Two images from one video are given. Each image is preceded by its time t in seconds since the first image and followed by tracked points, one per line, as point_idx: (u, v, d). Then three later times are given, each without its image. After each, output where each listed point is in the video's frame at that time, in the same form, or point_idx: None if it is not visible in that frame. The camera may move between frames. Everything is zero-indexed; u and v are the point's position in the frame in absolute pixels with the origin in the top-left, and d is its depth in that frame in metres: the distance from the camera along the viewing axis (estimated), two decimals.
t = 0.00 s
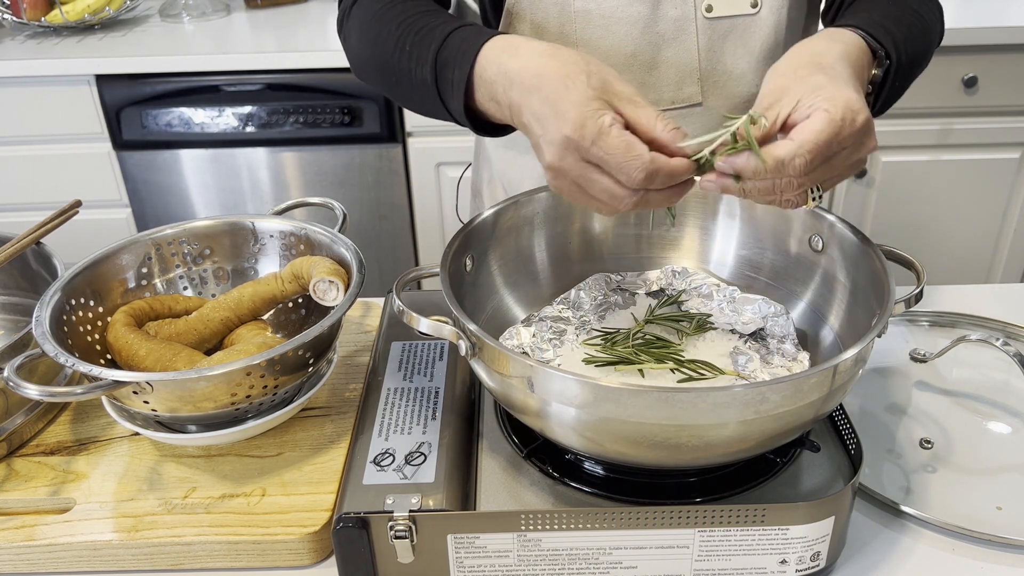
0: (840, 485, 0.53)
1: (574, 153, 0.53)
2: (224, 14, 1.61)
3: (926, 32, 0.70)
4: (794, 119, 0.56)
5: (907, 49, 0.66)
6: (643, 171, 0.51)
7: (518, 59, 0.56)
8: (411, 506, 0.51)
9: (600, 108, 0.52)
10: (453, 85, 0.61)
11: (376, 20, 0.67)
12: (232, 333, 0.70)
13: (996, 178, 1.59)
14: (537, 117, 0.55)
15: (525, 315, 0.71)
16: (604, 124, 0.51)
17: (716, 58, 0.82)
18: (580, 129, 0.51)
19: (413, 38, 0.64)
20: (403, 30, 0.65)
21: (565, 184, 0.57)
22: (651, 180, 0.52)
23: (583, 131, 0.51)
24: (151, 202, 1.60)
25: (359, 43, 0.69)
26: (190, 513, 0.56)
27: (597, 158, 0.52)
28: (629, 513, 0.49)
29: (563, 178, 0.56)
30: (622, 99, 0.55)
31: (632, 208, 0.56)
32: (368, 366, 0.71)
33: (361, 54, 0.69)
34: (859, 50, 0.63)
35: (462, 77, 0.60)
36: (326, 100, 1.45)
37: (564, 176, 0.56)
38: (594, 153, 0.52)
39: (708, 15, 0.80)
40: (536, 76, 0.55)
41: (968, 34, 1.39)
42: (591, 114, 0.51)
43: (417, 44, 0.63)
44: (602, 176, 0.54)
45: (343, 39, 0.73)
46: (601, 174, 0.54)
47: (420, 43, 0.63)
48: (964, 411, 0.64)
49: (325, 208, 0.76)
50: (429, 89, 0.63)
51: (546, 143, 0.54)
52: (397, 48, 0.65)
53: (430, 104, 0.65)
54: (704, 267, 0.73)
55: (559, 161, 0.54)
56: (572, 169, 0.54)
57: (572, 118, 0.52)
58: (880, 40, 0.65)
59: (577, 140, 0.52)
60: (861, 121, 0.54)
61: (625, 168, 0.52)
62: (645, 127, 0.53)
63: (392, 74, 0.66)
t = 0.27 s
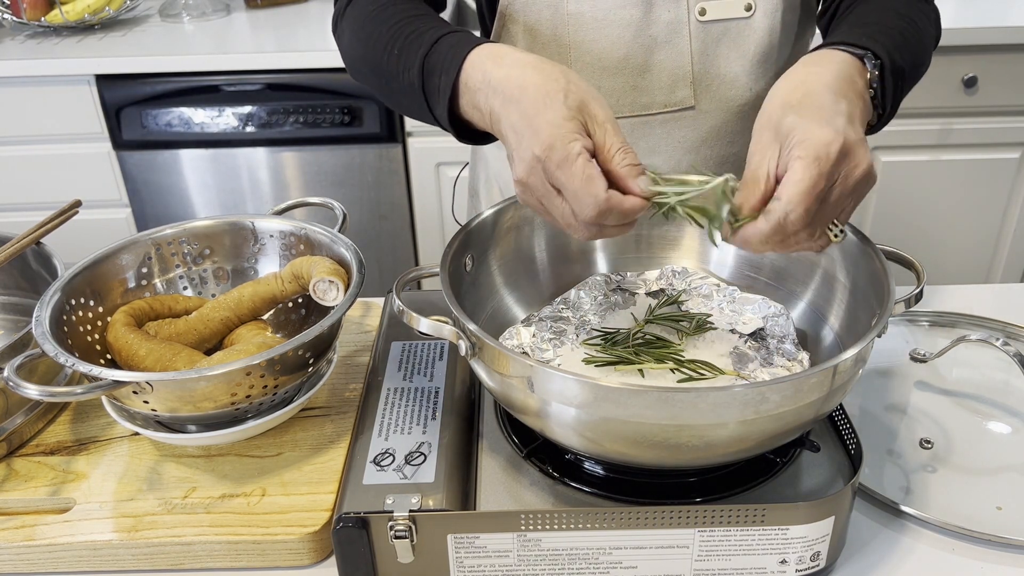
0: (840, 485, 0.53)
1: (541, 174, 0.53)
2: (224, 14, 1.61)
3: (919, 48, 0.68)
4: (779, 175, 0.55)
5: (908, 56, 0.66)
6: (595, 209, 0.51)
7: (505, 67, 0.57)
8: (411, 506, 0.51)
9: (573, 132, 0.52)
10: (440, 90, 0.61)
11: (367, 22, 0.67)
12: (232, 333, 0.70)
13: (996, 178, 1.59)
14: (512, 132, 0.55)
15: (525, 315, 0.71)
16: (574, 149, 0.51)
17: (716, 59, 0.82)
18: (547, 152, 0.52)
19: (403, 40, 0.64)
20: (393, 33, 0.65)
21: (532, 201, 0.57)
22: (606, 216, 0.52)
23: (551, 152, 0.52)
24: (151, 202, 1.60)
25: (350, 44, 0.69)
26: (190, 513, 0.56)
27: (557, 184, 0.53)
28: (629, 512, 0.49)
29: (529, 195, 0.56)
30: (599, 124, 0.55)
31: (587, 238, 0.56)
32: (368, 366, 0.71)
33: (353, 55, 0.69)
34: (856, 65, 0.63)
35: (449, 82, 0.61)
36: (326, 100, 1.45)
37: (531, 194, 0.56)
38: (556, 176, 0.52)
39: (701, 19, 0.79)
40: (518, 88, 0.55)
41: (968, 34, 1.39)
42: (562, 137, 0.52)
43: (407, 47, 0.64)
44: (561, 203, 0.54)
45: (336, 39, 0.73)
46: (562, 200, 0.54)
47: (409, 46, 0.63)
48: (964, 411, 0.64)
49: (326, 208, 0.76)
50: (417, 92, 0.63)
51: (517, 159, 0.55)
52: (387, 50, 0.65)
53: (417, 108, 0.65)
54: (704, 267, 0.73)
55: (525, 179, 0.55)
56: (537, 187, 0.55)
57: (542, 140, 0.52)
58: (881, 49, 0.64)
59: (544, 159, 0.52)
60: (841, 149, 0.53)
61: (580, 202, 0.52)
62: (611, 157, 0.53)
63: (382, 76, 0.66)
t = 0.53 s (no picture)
0: (840, 485, 0.53)
1: (488, 132, 0.53)
2: (224, 14, 1.61)
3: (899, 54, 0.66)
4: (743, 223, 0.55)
5: (891, 61, 0.64)
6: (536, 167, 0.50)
7: (485, 36, 0.58)
8: (411, 506, 0.51)
9: (529, 93, 0.53)
10: (420, 73, 0.61)
11: (359, 14, 0.68)
12: (232, 333, 0.70)
13: (996, 178, 1.59)
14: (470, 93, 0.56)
15: (525, 315, 0.71)
16: (524, 109, 0.52)
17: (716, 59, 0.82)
18: (498, 106, 0.52)
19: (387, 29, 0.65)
20: (380, 23, 0.66)
21: (482, 164, 0.56)
22: (544, 181, 0.51)
23: (502, 106, 0.52)
24: (151, 201, 1.60)
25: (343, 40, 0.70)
26: (190, 513, 0.56)
27: (503, 142, 0.52)
28: (629, 513, 0.49)
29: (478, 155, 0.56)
30: (559, 98, 0.55)
31: (526, 206, 0.54)
32: (368, 366, 0.71)
33: (345, 50, 0.70)
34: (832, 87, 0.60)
35: (429, 64, 0.60)
36: (326, 100, 1.45)
37: (479, 153, 0.56)
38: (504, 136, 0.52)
39: (701, 19, 0.79)
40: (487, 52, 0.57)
41: (968, 35, 1.39)
42: (513, 95, 0.53)
43: (393, 34, 0.64)
44: (503, 164, 0.53)
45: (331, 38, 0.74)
46: (505, 162, 0.53)
47: (394, 33, 0.64)
48: (964, 411, 0.63)
49: (325, 208, 0.76)
50: (401, 78, 0.64)
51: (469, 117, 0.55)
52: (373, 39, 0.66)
53: (401, 94, 0.65)
54: (703, 267, 0.72)
55: (474, 135, 0.54)
56: (486, 147, 0.54)
57: (496, 93, 0.53)
58: (857, 58, 0.62)
59: (494, 114, 0.53)
60: (794, 187, 0.50)
61: (521, 159, 0.51)
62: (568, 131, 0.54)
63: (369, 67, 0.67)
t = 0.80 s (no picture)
0: (840, 485, 0.53)
1: (505, 149, 0.52)
2: (224, 14, 1.61)
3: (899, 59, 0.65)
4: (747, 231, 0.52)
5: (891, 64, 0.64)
6: (559, 187, 0.50)
7: (484, 48, 0.56)
8: (411, 506, 0.51)
9: (545, 111, 0.52)
10: (419, 74, 0.61)
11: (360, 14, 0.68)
12: (232, 333, 0.70)
13: (996, 178, 1.59)
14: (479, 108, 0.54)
15: (525, 315, 0.71)
16: (543, 127, 0.51)
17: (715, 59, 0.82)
18: (517, 125, 0.51)
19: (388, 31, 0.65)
20: (381, 23, 0.66)
21: (495, 181, 0.55)
22: (569, 201, 0.51)
23: (520, 126, 0.51)
24: (151, 201, 1.60)
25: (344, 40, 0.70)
26: (190, 513, 0.56)
27: (524, 161, 0.52)
28: (629, 512, 0.49)
29: (491, 172, 0.54)
30: (569, 111, 0.54)
31: (543, 224, 0.54)
32: (368, 366, 0.71)
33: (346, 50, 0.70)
34: (834, 89, 0.60)
35: (428, 66, 0.60)
36: (326, 100, 1.45)
37: (492, 171, 0.54)
38: (524, 153, 0.51)
39: (699, 19, 0.79)
40: (492, 67, 0.55)
41: (967, 35, 1.39)
42: (533, 113, 0.51)
43: (395, 34, 0.64)
44: (523, 183, 0.53)
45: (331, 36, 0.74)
46: (524, 180, 0.53)
47: (395, 34, 0.64)
48: (964, 411, 0.63)
49: (325, 208, 0.76)
50: (401, 80, 0.63)
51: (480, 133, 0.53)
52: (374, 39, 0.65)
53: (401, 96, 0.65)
54: (703, 267, 0.73)
55: (489, 153, 0.53)
56: (502, 165, 0.53)
57: (513, 111, 0.52)
58: (858, 63, 0.61)
59: (512, 132, 0.51)
60: (796, 185, 0.49)
61: (545, 178, 0.50)
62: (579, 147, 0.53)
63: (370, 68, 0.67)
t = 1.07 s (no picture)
0: (840, 485, 0.53)
1: (547, 169, 0.51)
2: (224, 14, 1.61)
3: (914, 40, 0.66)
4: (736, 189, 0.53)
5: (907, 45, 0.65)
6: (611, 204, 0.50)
7: (498, 67, 0.55)
8: (411, 506, 0.51)
9: (583, 127, 0.51)
10: (425, 83, 0.61)
11: (362, 17, 0.68)
12: (232, 333, 0.70)
13: (996, 178, 1.59)
14: (511, 128, 0.53)
15: (525, 315, 0.71)
16: (587, 147, 0.50)
17: (716, 58, 0.83)
18: (562, 145, 0.50)
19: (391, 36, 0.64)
20: (384, 29, 0.66)
21: (530, 199, 0.54)
22: (619, 217, 0.51)
23: (565, 147, 0.50)
24: (152, 201, 1.60)
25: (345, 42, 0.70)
26: (190, 513, 0.56)
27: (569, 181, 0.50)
28: (629, 513, 0.49)
29: (528, 192, 0.53)
30: (600, 127, 0.53)
31: (585, 242, 0.53)
32: (368, 366, 0.71)
33: (347, 53, 0.70)
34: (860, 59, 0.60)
35: (435, 76, 0.60)
36: (326, 100, 1.45)
37: (530, 190, 0.53)
38: (570, 173, 0.50)
39: (700, 18, 0.79)
40: (516, 88, 0.53)
41: (967, 35, 1.39)
42: (575, 133, 0.50)
43: (398, 40, 0.64)
44: (569, 204, 0.51)
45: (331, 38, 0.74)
46: (569, 200, 0.51)
47: (399, 40, 0.64)
48: (965, 411, 0.63)
49: (325, 207, 0.76)
50: (404, 87, 0.63)
51: (517, 154, 0.52)
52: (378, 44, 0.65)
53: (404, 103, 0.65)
54: (703, 267, 0.73)
55: (530, 172, 0.51)
56: (541, 186, 0.52)
57: (554, 131, 0.50)
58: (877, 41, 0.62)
59: (555, 154, 0.50)
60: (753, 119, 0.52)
61: (595, 198, 0.50)
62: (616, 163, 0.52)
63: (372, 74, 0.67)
